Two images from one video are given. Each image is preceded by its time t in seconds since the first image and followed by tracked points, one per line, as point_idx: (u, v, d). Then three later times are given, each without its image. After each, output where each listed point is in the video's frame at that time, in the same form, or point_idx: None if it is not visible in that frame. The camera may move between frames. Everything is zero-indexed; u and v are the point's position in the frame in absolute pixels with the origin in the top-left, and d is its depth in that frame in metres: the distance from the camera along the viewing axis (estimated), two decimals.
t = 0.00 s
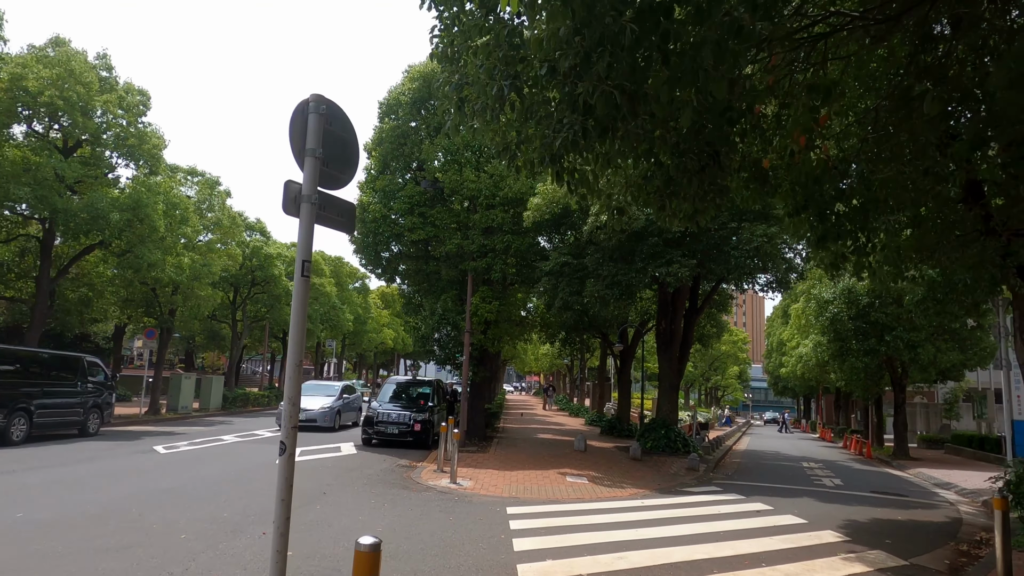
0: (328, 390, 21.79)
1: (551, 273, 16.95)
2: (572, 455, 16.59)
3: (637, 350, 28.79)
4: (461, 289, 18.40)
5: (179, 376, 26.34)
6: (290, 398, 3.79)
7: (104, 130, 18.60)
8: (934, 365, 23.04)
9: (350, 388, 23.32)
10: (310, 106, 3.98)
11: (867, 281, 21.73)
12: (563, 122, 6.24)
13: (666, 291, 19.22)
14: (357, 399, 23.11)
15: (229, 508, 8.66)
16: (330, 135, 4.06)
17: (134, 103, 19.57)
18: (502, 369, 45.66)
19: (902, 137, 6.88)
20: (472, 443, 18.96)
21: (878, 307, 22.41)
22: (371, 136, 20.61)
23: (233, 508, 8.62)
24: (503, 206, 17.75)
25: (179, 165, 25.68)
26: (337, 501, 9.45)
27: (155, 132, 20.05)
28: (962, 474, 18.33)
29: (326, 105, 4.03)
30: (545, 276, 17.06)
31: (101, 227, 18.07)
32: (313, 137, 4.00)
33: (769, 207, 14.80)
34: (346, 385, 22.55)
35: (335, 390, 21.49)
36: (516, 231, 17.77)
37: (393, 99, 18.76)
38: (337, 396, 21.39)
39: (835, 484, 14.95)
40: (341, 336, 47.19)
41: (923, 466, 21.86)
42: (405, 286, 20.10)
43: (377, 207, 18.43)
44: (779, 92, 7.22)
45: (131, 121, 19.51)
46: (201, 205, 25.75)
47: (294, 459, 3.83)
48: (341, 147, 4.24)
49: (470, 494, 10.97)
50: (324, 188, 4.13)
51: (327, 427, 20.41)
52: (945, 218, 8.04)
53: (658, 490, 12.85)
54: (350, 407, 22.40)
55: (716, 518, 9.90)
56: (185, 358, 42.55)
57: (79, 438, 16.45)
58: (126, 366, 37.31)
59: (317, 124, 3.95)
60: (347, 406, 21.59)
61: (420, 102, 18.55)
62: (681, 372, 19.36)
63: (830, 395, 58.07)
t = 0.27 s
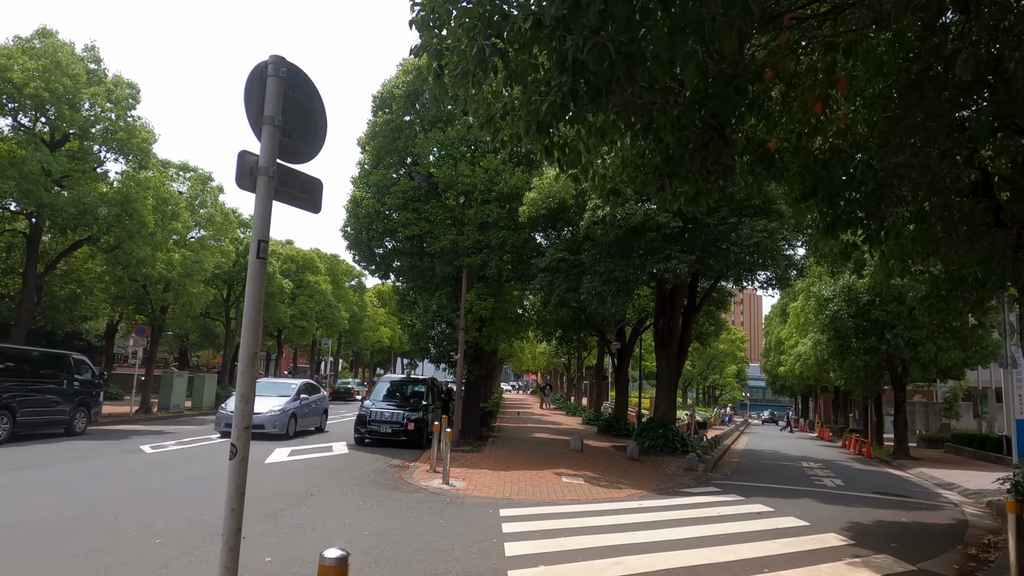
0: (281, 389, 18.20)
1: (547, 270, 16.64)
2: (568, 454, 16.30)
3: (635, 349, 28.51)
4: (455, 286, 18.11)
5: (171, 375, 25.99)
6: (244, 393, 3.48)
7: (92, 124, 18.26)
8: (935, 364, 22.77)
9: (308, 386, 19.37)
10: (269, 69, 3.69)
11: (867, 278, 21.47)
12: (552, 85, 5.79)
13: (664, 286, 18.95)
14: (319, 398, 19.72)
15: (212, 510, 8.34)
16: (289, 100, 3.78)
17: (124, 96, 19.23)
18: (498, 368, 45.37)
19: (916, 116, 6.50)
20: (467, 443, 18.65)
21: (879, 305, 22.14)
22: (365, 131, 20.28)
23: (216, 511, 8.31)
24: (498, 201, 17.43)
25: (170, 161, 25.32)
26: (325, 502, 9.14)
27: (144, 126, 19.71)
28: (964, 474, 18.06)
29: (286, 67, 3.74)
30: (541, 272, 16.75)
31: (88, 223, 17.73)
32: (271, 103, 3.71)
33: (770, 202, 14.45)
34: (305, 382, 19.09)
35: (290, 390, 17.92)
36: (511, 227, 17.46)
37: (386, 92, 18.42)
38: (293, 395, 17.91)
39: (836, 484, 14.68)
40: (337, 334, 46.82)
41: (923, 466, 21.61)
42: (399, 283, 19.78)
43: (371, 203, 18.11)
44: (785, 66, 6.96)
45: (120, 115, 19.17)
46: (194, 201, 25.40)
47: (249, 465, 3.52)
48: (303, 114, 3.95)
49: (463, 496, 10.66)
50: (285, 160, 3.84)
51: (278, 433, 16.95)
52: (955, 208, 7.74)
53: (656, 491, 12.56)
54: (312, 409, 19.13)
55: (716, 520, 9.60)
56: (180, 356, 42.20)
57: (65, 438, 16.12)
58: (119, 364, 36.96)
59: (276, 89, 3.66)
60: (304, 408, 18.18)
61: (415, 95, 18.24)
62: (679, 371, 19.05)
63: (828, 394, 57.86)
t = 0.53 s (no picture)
0: (199, 385, 14.17)
1: (543, 266, 16.26)
2: (565, 455, 15.92)
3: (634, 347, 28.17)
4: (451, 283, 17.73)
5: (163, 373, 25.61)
6: (169, 391, 3.12)
7: (79, 116, 17.85)
8: (938, 363, 22.42)
9: (224, 389, 14.58)
10: (206, 14, 3.38)
11: (869, 276, 21.15)
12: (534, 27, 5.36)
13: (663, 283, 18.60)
14: (260, 400, 16.08)
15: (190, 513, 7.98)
16: (229, 50, 3.48)
17: (112, 89, 18.82)
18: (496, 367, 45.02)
19: (936, 92, 6.12)
20: (462, 443, 18.28)
21: (881, 303, 21.80)
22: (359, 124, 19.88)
23: (194, 514, 7.92)
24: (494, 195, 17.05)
25: (162, 156, 24.94)
26: (310, 504, 8.77)
27: (133, 119, 19.31)
28: (969, 476, 17.71)
29: (226, 13, 3.43)
30: (537, 268, 16.39)
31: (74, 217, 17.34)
32: (207, 52, 3.39)
33: (772, 196, 14.04)
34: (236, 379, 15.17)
35: (204, 390, 13.79)
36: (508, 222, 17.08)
37: (380, 84, 18.04)
38: (211, 396, 13.93)
39: (839, 486, 14.34)
40: (333, 332, 46.41)
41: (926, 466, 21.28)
42: (394, 280, 19.40)
43: (364, 197, 17.71)
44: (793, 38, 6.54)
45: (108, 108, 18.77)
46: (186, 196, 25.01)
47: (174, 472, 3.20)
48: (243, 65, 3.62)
49: (455, 498, 10.29)
50: (221, 118, 3.52)
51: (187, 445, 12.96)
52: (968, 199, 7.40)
53: (655, 493, 12.19)
54: (238, 414, 14.88)
55: (717, 525, 9.23)
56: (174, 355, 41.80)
57: (49, 437, 15.71)
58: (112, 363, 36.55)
59: (214, 35, 3.35)
60: (226, 412, 14.18)
61: (409, 88, 17.85)
62: (677, 370, 18.67)
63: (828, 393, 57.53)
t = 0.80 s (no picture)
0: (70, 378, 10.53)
1: (541, 262, 15.89)
2: (563, 455, 15.56)
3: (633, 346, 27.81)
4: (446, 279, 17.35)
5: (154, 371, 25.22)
6: (71, 380, 2.74)
7: (66, 108, 17.47)
8: (942, 363, 22.06)
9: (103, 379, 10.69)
10: None
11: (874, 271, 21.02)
12: None
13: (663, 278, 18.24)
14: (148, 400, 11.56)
15: (169, 515, 7.62)
16: None
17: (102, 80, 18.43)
18: (494, 366, 44.67)
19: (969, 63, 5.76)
20: (457, 443, 17.89)
21: (884, 301, 21.48)
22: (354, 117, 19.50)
23: (170, 516, 7.53)
24: (491, 190, 16.66)
25: (154, 150, 24.55)
26: (295, 506, 8.40)
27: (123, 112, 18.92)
28: (975, 477, 17.35)
29: None
30: (535, 263, 16.02)
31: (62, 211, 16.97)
32: None
33: (776, 190, 13.64)
34: (96, 372, 10.66)
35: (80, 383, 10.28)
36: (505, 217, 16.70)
37: (375, 76, 17.64)
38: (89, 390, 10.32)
39: (843, 487, 13.98)
40: (330, 331, 45.99)
41: (930, 467, 20.93)
42: (389, 276, 19.01)
43: (358, 191, 17.31)
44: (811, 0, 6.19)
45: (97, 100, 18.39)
46: (178, 191, 24.64)
47: (76, 477, 2.83)
48: None
49: (448, 500, 9.91)
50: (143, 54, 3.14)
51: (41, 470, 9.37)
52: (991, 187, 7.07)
53: (655, 495, 11.82)
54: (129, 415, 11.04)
55: (719, 527, 8.85)
56: (169, 354, 41.45)
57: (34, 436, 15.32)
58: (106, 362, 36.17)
59: None
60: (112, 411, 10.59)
61: (404, 80, 17.48)
62: (677, 369, 18.30)
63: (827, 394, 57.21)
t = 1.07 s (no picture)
0: None
1: (538, 259, 15.56)
2: (561, 456, 15.24)
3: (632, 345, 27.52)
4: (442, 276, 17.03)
5: (147, 370, 24.89)
6: None
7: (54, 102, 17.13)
8: (945, 362, 21.75)
9: None
10: None
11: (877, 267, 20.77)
12: None
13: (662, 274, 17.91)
14: None
15: (148, 520, 7.30)
16: None
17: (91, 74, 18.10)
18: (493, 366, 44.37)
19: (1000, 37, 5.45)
20: (453, 443, 17.55)
21: (888, 299, 21.12)
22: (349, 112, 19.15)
23: (148, 522, 7.18)
24: (488, 185, 16.33)
25: (146, 146, 24.22)
26: (281, 510, 8.08)
27: (113, 106, 18.57)
28: (981, 478, 17.05)
29: None
30: (532, 260, 15.69)
31: (49, 207, 16.63)
32: None
33: (780, 184, 13.28)
34: None
35: None
36: (502, 213, 16.36)
37: (369, 69, 17.29)
38: None
39: (847, 489, 13.67)
40: (326, 330, 45.67)
41: (933, 468, 20.62)
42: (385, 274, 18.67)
43: (352, 187, 16.95)
44: None
45: (86, 94, 18.05)
46: (171, 188, 24.30)
47: None
48: None
49: (441, 503, 9.58)
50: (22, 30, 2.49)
51: None
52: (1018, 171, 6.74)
53: (655, 497, 11.50)
54: None
55: (723, 532, 8.53)
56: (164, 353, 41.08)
57: (19, 436, 14.96)
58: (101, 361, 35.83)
59: None
60: None
61: (399, 73, 17.15)
62: (678, 368, 17.97)
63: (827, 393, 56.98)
